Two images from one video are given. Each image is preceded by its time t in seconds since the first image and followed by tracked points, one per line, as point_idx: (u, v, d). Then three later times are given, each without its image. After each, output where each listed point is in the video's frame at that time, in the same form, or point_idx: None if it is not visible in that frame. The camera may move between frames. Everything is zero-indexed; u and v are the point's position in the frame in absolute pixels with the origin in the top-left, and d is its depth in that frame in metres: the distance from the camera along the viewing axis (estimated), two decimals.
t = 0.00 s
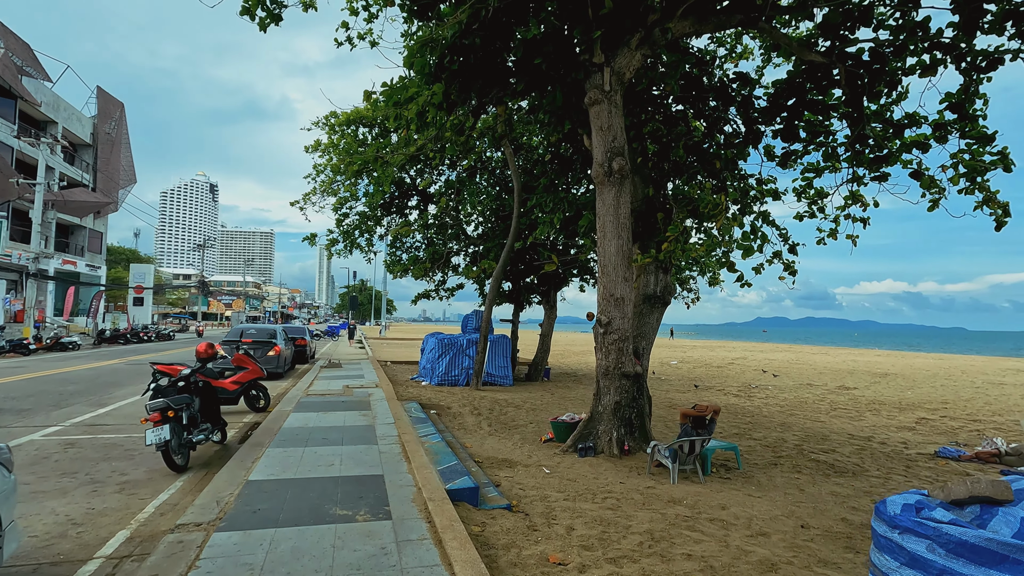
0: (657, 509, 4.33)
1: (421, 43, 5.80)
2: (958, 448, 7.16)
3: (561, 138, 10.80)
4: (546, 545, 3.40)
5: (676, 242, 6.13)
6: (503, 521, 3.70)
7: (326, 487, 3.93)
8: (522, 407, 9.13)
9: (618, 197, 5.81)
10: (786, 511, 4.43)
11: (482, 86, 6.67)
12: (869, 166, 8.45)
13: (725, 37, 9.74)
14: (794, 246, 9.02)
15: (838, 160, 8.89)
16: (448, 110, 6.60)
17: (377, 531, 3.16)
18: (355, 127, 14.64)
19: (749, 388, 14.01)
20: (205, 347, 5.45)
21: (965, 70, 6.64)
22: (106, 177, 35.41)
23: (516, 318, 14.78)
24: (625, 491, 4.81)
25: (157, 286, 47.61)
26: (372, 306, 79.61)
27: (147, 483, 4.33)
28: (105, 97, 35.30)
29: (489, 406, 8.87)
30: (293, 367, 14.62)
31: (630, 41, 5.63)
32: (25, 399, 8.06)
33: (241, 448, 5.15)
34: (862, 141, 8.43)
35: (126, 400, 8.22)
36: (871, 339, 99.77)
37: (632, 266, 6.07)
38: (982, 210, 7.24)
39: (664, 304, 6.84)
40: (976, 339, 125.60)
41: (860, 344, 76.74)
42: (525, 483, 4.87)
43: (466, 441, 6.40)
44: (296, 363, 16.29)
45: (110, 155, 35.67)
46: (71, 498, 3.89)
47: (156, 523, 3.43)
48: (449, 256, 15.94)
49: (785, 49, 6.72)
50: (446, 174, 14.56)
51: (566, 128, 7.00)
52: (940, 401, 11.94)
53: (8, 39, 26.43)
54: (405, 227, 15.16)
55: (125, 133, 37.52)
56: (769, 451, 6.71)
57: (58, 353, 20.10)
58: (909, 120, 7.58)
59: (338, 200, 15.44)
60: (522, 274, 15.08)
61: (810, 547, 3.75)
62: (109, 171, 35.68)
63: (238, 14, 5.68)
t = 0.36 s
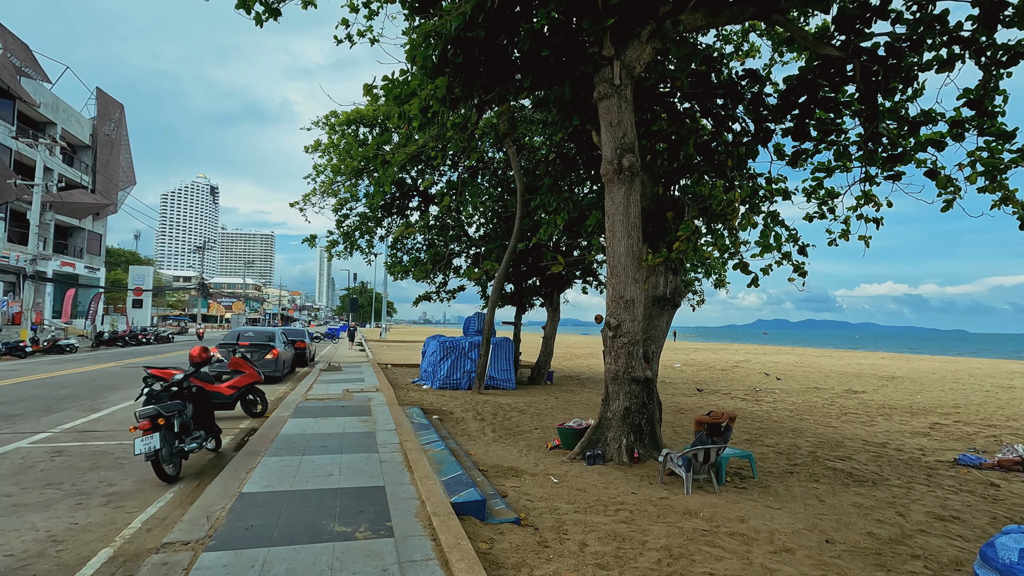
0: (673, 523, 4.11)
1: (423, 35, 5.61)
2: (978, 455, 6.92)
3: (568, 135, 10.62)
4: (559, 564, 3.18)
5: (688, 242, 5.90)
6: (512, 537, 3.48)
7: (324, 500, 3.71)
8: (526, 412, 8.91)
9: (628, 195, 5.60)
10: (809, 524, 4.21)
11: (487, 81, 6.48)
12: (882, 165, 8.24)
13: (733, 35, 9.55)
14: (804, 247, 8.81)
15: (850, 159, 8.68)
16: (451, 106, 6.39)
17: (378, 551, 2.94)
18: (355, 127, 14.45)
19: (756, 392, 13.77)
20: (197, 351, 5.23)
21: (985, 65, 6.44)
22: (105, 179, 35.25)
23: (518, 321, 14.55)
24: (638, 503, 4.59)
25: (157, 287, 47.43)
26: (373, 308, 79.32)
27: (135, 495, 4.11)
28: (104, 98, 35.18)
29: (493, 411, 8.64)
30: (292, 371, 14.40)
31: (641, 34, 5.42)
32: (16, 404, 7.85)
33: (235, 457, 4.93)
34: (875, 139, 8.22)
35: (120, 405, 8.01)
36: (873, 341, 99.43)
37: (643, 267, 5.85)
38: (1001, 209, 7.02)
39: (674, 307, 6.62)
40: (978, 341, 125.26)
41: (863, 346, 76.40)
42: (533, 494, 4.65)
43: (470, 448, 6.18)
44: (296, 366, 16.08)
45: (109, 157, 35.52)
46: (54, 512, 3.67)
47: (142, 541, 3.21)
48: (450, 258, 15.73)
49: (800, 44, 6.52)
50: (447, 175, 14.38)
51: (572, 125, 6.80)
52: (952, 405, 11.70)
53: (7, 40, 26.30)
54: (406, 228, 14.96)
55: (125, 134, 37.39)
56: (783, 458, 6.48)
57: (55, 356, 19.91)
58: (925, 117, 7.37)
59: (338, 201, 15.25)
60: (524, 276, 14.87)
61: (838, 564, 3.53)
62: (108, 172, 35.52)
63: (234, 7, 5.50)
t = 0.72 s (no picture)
0: (695, 535, 3.86)
1: (428, 20, 5.36)
2: (1005, 461, 6.64)
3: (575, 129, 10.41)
4: None
5: (704, 238, 5.64)
6: (525, 553, 3.24)
7: (323, 511, 3.46)
8: (533, 415, 8.64)
9: (642, 189, 5.34)
10: (839, 537, 3.95)
11: (493, 71, 6.23)
12: (901, 160, 7.95)
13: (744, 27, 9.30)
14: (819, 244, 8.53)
15: (867, 153, 8.37)
16: (455, 97, 6.15)
17: (381, 571, 2.69)
18: (357, 123, 14.21)
19: (766, 394, 13.48)
20: (191, 351, 4.99)
21: (1014, 53, 6.18)
22: (106, 178, 35.12)
23: (523, 321, 14.28)
24: (655, 513, 4.34)
25: (159, 288, 47.34)
26: (376, 308, 79.19)
27: (123, 504, 3.87)
28: (106, 97, 35.08)
29: (499, 414, 8.39)
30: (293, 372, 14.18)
31: (656, 19, 5.18)
32: (8, 406, 7.62)
33: (231, 463, 4.69)
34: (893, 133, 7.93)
35: (115, 407, 7.79)
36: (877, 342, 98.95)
37: (658, 264, 5.60)
38: None
39: (688, 306, 6.37)
40: (982, 342, 124.67)
41: (868, 347, 75.89)
42: (544, 503, 4.40)
43: (476, 453, 5.92)
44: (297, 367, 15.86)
45: (110, 156, 35.39)
46: (34, 524, 3.43)
47: (125, 558, 2.96)
48: (454, 257, 15.49)
49: (820, 31, 6.28)
50: (450, 172, 14.15)
51: (582, 117, 6.55)
52: (968, 408, 11.38)
53: (8, 38, 26.18)
54: (408, 226, 14.73)
55: (127, 133, 37.28)
56: (802, 464, 6.22)
57: (55, 356, 19.74)
58: (948, 109, 7.09)
59: (339, 199, 15.02)
60: (529, 275, 14.62)
61: None
62: (110, 172, 35.38)
63: None
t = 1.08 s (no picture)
0: (723, 551, 3.62)
1: (436, 7, 5.13)
2: None
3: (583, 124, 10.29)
4: None
5: (724, 234, 5.40)
6: (545, 572, 3.00)
7: (327, 526, 3.23)
8: (542, 418, 8.41)
9: (661, 183, 5.10)
10: (877, 553, 3.70)
11: (504, 62, 6.00)
12: (924, 154, 7.67)
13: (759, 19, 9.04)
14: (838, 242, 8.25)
15: (888, 148, 8.13)
16: (464, 89, 5.92)
17: None
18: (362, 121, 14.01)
19: (779, 395, 13.19)
20: (190, 353, 4.77)
21: None
22: (111, 178, 35.13)
23: (530, 321, 14.04)
24: (678, 525, 4.10)
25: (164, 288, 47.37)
26: (380, 307, 79.14)
27: (116, 516, 3.66)
28: (111, 97, 35.07)
29: (508, 417, 8.16)
30: (298, 372, 14.00)
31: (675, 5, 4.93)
32: (6, 409, 7.45)
33: (231, 470, 4.47)
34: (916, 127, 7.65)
35: (114, 410, 7.60)
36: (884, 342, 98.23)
37: (676, 262, 5.35)
38: None
39: (706, 305, 6.11)
40: (990, 342, 123.67)
41: (876, 348, 75.24)
42: (560, 514, 4.17)
43: (486, 459, 5.70)
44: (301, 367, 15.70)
45: (115, 156, 35.38)
46: (19, 539, 3.22)
47: None
48: (459, 256, 15.29)
49: (844, 20, 6.02)
50: (456, 170, 13.94)
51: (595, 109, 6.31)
52: (989, 411, 11.07)
53: (12, 38, 26.15)
54: (414, 225, 14.53)
55: (132, 133, 37.27)
56: (827, 471, 5.96)
57: (58, 357, 19.67)
58: (975, 100, 6.82)
59: (344, 197, 14.85)
60: (536, 275, 14.38)
61: None
62: (114, 172, 35.37)
63: None
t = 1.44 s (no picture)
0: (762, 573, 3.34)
1: None
2: None
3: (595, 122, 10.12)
4: None
5: (751, 233, 5.14)
6: None
7: (335, 546, 2.99)
8: (555, 424, 8.13)
9: (685, 179, 4.85)
10: None
11: (519, 54, 5.77)
12: (953, 150, 7.39)
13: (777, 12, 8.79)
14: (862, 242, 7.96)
15: (913, 144, 7.87)
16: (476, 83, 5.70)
17: None
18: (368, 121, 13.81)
19: (795, 400, 12.85)
20: (191, 358, 4.55)
21: None
22: (117, 181, 35.17)
23: (539, 324, 13.77)
24: (709, 543, 3.82)
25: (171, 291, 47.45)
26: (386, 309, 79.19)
27: (111, 533, 3.43)
28: (118, 100, 35.15)
29: (520, 423, 7.90)
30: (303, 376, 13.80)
31: None
32: (6, 415, 7.26)
33: (234, 482, 4.24)
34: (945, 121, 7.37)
35: (116, 415, 7.39)
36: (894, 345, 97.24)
37: (700, 262, 5.10)
38: None
39: (729, 308, 5.84)
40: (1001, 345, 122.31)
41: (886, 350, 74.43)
42: (583, 530, 3.91)
43: (500, 469, 5.44)
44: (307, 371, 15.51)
45: (122, 159, 35.43)
46: (4, 560, 2.98)
47: None
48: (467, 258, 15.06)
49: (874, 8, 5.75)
50: (464, 171, 13.74)
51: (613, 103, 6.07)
52: (1016, 417, 10.70)
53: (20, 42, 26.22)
54: (421, 226, 14.32)
55: (139, 137, 37.34)
56: (858, 481, 5.67)
57: (64, 360, 19.58)
58: (1009, 93, 6.53)
59: (350, 199, 14.65)
60: (545, 277, 14.13)
61: None
62: (121, 175, 35.42)
63: None
